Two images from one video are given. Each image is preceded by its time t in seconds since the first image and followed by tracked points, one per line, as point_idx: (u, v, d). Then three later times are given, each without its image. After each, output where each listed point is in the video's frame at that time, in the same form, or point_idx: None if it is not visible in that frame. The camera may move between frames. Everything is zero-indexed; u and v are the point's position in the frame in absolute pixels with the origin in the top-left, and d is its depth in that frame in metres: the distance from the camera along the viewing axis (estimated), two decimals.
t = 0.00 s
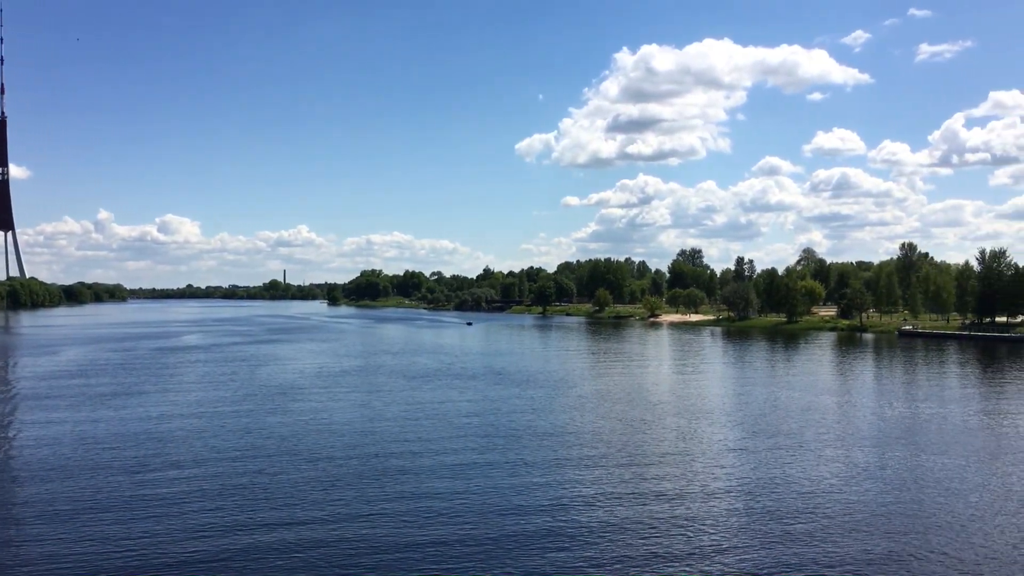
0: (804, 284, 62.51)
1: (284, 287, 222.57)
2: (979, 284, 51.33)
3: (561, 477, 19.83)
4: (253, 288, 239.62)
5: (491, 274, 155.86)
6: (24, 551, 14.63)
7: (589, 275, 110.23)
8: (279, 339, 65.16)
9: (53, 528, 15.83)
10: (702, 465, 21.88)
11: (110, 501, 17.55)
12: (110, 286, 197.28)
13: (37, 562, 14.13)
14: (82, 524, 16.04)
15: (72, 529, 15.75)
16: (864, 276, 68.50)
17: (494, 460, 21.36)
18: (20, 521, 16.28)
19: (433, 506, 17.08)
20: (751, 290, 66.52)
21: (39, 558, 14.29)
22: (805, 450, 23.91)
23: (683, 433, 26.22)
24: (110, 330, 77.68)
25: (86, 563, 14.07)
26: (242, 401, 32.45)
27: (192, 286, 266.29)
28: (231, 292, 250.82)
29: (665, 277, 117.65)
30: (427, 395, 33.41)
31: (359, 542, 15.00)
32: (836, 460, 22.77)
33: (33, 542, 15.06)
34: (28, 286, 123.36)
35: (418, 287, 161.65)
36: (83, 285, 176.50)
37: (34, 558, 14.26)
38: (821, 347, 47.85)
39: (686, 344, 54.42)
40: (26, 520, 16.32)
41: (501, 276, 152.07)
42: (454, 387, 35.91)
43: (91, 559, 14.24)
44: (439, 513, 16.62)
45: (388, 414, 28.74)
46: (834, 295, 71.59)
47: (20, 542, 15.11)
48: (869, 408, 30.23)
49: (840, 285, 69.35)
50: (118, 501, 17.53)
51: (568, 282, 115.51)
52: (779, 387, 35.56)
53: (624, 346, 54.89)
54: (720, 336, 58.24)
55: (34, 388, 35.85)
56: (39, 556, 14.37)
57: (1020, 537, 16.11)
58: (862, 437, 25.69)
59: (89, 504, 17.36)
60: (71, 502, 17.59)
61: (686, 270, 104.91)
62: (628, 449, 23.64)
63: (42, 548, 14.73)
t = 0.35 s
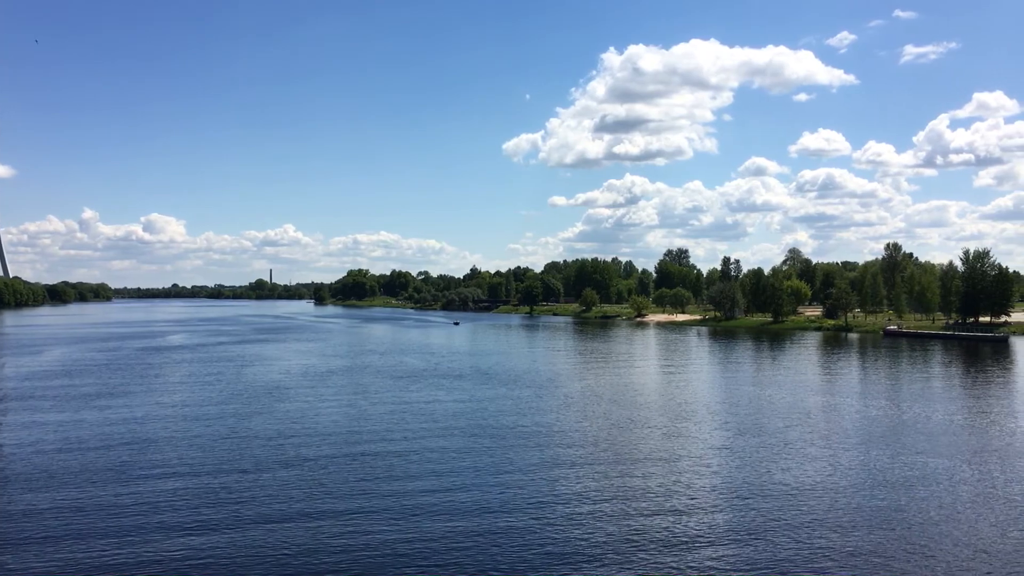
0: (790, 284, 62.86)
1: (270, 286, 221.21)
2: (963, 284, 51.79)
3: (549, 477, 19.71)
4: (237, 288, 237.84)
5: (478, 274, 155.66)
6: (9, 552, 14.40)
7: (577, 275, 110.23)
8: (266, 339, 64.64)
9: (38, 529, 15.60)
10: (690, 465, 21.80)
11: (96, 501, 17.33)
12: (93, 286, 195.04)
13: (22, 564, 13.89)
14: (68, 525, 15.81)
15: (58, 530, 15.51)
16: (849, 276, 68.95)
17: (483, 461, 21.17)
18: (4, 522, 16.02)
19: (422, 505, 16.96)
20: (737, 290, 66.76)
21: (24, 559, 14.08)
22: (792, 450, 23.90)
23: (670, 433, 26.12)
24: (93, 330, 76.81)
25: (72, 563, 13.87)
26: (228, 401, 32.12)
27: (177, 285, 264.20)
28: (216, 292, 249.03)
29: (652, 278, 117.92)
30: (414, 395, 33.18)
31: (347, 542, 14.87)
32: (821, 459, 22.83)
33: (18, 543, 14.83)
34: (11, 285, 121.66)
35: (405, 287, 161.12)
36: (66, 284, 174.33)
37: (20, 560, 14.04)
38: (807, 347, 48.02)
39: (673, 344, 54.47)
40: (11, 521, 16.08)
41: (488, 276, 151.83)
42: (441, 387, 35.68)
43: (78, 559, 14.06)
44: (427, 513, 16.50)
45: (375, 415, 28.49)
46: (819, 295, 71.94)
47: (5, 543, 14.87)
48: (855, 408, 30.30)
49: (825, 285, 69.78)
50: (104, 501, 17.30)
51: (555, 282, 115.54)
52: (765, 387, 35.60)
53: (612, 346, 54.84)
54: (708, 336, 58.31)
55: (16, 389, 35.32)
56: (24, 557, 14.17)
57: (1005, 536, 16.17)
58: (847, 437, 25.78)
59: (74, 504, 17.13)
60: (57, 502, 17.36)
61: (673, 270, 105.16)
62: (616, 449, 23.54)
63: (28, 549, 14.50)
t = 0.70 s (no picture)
0: (775, 285, 63.18)
1: (256, 286, 219.99)
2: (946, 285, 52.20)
3: (535, 477, 19.60)
4: (222, 288, 236.20)
5: (464, 274, 155.40)
6: None
7: (563, 275, 110.25)
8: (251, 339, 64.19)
9: (19, 530, 15.34)
10: (677, 465, 21.74)
11: (79, 502, 17.07)
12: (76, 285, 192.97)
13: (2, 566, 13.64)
14: (49, 526, 15.56)
15: (39, 531, 15.26)
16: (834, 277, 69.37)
17: (470, 461, 21.01)
18: None
19: (409, 506, 16.80)
20: (723, 291, 67.00)
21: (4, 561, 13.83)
22: (778, 450, 23.92)
23: (657, 433, 26.09)
24: (78, 330, 76.22)
25: (53, 565, 13.64)
26: (212, 401, 31.78)
27: (161, 286, 262.06)
28: (201, 292, 247.16)
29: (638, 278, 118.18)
30: (399, 396, 32.97)
31: (333, 542, 14.69)
32: (805, 459, 22.87)
33: None
34: None
35: (391, 287, 160.57)
36: (48, 284, 172.40)
37: None
38: (792, 348, 48.24)
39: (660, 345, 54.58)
40: None
41: (474, 276, 151.62)
42: (427, 387, 35.49)
43: (59, 561, 13.82)
44: (413, 513, 16.33)
45: (360, 415, 28.26)
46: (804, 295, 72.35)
47: None
48: (839, 408, 30.41)
49: (810, 285, 70.13)
50: (87, 502, 17.05)
51: (542, 283, 115.51)
52: (751, 387, 35.69)
53: (599, 346, 54.83)
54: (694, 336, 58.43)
55: None
56: (4, 559, 13.91)
57: (988, 536, 16.19)
58: (832, 437, 25.84)
59: (56, 505, 16.86)
60: (38, 503, 17.08)
61: (659, 270, 105.45)
62: (602, 449, 23.47)
63: (8, 551, 14.24)
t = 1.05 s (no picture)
0: (759, 285, 63.62)
1: (239, 286, 218.51)
2: (928, 286, 52.71)
3: (519, 477, 19.53)
4: (205, 288, 234.41)
5: (449, 274, 155.17)
6: None
7: (547, 275, 110.36)
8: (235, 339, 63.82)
9: None
10: (660, 465, 21.77)
11: (59, 502, 16.86)
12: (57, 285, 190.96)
13: None
14: (28, 526, 15.35)
15: (18, 531, 15.07)
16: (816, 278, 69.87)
17: (454, 461, 20.91)
18: None
19: (393, 505, 16.69)
20: (707, 291, 67.35)
21: None
22: (760, 449, 24.01)
23: (641, 433, 26.13)
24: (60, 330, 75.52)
25: (32, 565, 13.46)
26: (195, 401, 31.52)
27: (143, 286, 259.65)
28: (183, 292, 245.15)
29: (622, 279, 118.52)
30: (384, 396, 32.85)
31: (316, 542, 14.55)
32: (787, 458, 22.99)
33: None
34: None
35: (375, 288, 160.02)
36: (28, 283, 170.57)
37: None
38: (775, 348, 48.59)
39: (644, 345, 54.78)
40: None
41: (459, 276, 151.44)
42: (411, 388, 35.38)
43: (38, 560, 13.65)
44: (397, 512, 16.22)
45: (344, 415, 28.09)
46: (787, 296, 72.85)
47: None
48: (822, 408, 30.61)
49: (793, 286, 70.68)
50: (67, 502, 16.84)
51: (527, 283, 115.57)
52: (734, 387, 35.88)
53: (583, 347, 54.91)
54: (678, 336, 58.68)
55: None
56: None
57: (968, 534, 16.31)
58: (814, 436, 26.01)
59: (35, 506, 16.65)
60: (17, 503, 16.85)
61: (643, 271, 105.79)
62: (585, 449, 23.46)
63: None
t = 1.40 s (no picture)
0: (742, 285, 63.98)
1: (221, 286, 216.86)
2: (909, 286, 53.28)
3: (502, 477, 19.40)
4: (186, 288, 232.55)
5: (433, 275, 154.75)
6: None
7: (531, 275, 110.36)
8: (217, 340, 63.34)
9: None
10: (643, 464, 21.70)
11: (37, 502, 16.59)
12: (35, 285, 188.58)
13: None
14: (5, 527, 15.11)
15: None
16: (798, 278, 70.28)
17: (436, 461, 20.74)
18: None
19: (377, 505, 16.58)
20: (690, 291, 67.60)
21: None
22: (743, 449, 24.02)
23: (624, 433, 26.08)
24: (39, 330, 74.59)
25: (9, 566, 13.25)
26: (176, 402, 31.18)
27: (124, 286, 257.19)
28: (164, 292, 242.89)
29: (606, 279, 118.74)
30: (366, 396, 32.63)
31: (298, 541, 14.40)
32: (769, 457, 23.06)
33: None
34: None
35: (358, 288, 159.33)
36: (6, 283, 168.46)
37: None
38: (758, 348, 48.83)
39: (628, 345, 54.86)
40: None
41: (442, 276, 151.12)
42: (395, 388, 35.16)
43: (15, 561, 13.43)
44: (379, 512, 16.09)
45: (326, 415, 27.86)
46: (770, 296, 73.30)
47: None
48: (804, 407, 30.76)
49: (775, 286, 71.10)
50: (46, 503, 16.58)
51: (511, 283, 115.61)
52: (717, 387, 35.98)
53: (567, 347, 54.86)
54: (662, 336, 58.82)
55: None
56: None
57: (948, 533, 16.38)
58: (795, 435, 26.13)
59: (12, 506, 16.38)
60: None
61: (626, 271, 106.09)
62: (568, 448, 23.35)
63: None
